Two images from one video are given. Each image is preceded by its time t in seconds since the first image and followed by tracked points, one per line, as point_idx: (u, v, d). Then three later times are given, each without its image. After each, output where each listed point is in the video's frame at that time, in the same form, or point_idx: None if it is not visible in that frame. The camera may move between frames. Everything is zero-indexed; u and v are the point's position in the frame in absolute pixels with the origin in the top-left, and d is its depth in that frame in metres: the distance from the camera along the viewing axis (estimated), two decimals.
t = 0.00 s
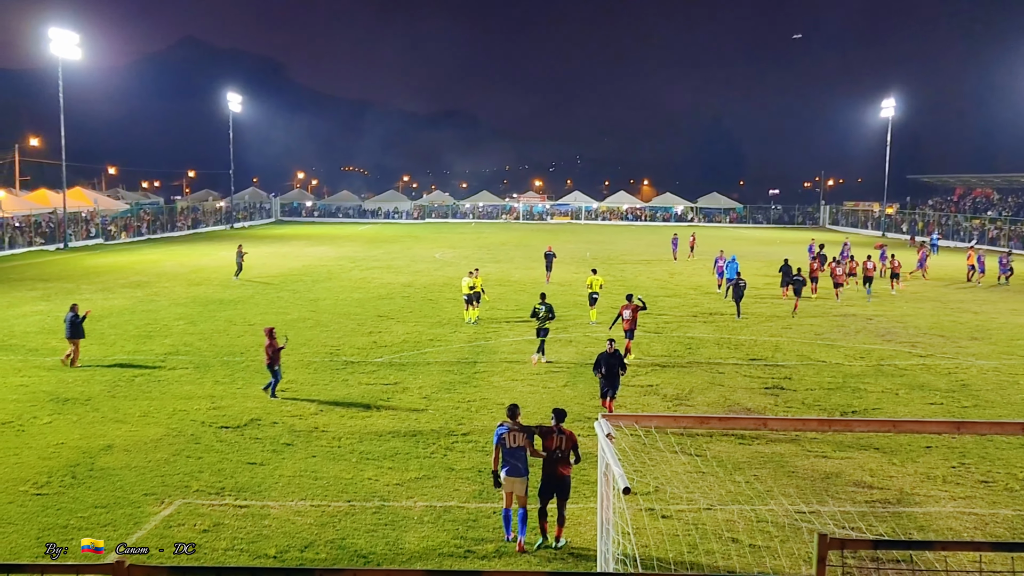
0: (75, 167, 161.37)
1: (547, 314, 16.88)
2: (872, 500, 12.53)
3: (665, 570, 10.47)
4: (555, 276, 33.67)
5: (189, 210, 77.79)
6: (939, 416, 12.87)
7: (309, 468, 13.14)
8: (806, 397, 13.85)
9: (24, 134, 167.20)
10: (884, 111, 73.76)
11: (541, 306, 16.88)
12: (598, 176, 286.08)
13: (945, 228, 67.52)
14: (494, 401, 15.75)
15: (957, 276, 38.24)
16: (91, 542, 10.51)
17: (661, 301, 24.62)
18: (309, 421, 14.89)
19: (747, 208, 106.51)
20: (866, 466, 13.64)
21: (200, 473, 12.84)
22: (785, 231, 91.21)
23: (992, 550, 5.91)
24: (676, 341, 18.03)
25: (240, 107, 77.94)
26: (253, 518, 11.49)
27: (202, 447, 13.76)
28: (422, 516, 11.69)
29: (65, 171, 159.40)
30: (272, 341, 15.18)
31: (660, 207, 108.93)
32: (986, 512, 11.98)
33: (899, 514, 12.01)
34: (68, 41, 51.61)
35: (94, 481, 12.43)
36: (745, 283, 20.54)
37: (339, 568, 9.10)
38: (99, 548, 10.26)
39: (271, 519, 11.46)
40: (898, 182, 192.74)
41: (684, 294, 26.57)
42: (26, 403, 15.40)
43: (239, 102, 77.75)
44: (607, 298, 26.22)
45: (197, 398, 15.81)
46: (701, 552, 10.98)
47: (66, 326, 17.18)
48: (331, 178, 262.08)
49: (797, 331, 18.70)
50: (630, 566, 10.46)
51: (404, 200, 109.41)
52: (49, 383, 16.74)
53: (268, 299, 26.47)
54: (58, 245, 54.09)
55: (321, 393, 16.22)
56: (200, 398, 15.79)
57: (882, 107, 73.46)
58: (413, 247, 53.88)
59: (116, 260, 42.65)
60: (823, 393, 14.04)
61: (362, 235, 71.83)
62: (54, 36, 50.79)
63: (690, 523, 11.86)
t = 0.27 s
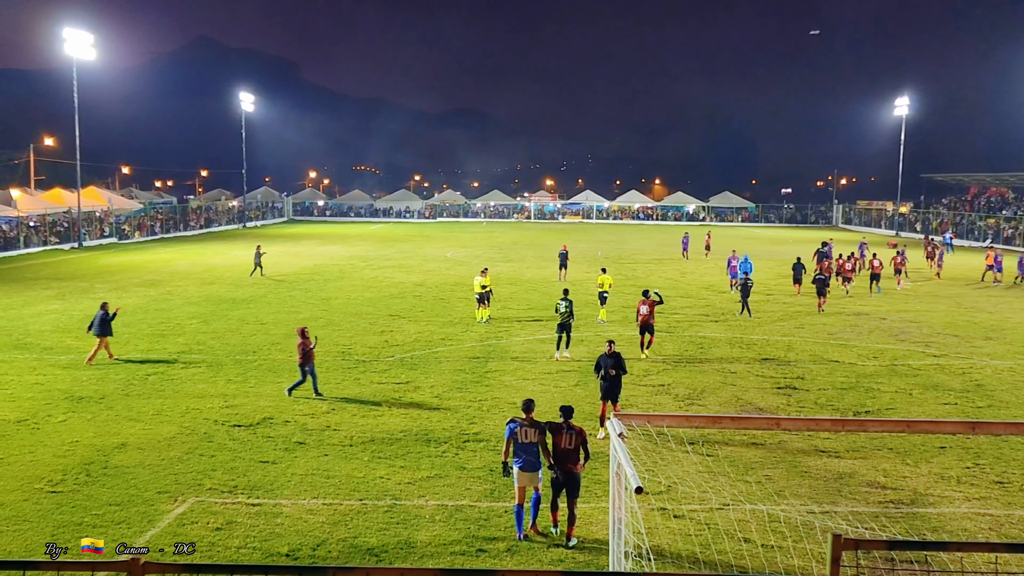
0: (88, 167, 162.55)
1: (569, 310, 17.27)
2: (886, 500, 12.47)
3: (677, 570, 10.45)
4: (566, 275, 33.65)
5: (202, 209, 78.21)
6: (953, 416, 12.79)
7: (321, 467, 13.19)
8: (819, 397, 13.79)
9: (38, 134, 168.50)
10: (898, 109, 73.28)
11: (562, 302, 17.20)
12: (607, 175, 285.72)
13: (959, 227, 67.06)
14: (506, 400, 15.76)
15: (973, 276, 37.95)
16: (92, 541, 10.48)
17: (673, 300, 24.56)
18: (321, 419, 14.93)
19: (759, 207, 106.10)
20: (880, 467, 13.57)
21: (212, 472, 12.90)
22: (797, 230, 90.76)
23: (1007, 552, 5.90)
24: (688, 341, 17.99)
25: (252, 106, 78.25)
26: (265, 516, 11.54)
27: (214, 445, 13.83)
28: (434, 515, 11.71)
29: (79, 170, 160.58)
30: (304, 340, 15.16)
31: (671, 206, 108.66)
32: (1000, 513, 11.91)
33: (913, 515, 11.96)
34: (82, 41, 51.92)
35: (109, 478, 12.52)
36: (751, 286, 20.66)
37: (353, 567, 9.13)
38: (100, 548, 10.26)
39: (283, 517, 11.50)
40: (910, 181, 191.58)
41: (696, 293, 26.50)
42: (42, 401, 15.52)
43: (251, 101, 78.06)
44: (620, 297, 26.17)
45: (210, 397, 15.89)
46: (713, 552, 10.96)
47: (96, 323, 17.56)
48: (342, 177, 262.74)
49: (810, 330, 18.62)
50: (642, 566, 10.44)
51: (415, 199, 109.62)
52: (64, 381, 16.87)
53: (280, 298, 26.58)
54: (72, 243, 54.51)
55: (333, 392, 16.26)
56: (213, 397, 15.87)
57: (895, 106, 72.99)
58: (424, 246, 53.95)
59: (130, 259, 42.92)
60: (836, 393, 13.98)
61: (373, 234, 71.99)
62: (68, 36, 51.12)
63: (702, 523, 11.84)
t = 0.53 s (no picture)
0: (94, 166, 162.94)
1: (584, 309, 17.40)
2: (891, 500, 12.46)
3: (682, 569, 10.46)
4: (571, 274, 33.63)
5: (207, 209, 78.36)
6: (959, 415, 12.76)
7: (326, 466, 13.20)
8: (825, 396, 13.77)
9: (43, 134, 168.89)
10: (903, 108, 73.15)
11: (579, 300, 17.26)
12: (611, 174, 285.52)
13: (965, 226, 66.90)
14: (511, 400, 15.76)
15: (979, 275, 37.89)
16: (93, 540, 10.48)
17: (678, 300, 24.53)
18: (326, 418, 14.95)
19: (764, 206, 105.99)
20: (886, 466, 13.54)
21: (218, 471, 12.92)
22: (802, 229, 90.64)
23: (1011, 552, 5.90)
24: (693, 339, 17.97)
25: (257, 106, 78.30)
26: (271, 515, 11.55)
27: (220, 444, 13.85)
28: (439, 514, 11.73)
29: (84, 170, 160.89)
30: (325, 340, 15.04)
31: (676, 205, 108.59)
32: (1006, 512, 11.89)
33: (918, 515, 11.94)
34: (88, 41, 52.00)
35: (114, 478, 12.55)
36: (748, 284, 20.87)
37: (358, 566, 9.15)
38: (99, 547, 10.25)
39: (288, 516, 11.52)
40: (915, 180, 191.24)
41: (701, 292, 26.46)
42: (48, 400, 15.56)
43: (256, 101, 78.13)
44: (625, 296, 26.17)
45: (215, 396, 15.92)
46: (718, 551, 10.96)
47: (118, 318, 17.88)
48: (347, 176, 262.99)
49: (816, 329, 18.59)
50: (647, 565, 10.44)
51: (420, 198, 109.71)
52: (70, 381, 16.91)
53: (285, 297, 26.62)
54: (78, 243, 54.61)
55: (338, 391, 16.27)
56: (218, 396, 15.89)
57: (901, 104, 72.87)
58: (429, 245, 53.96)
59: (135, 259, 42.97)
60: (841, 392, 13.95)
61: (378, 233, 72.02)
62: (74, 36, 51.21)
63: (707, 522, 11.84)
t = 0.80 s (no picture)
0: (97, 168, 163.28)
1: (596, 303, 17.84)
2: (896, 499, 12.45)
3: (687, 569, 10.46)
4: (575, 274, 33.62)
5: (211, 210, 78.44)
6: (963, 415, 12.74)
7: (331, 466, 13.20)
8: (829, 396, 13.76)
9: (47, 136, 169.29)
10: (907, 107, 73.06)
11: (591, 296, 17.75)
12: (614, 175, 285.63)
13: (970, 225, 66.83)
14: (515, 400, 15.75)
15: (985, 274, 37.82)
16: (92, 542, 10.50)
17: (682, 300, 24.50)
18: (330, 419, 14.94)
19: (768, 206, 105.91)
20: (890, 466, 13.52)
21: (222, 471, 12.92)
22: (805, 229, 90.53)
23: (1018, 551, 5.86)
24: (698, 339, 17.97)
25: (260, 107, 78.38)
26: (275, 515, 11.56)
27: (224, 445, 13.86)
28: (443, 514, 11.73)
29: (88, 172, 161.31)
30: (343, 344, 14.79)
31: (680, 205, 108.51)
32: (1011, 512, 11.87)
33: (922, 514, 11.93)
34: (92, 43, 52.10)
35: (119, 478, 12.55)
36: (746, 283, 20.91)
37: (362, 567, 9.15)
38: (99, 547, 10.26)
39: (293, 516, 11.53)
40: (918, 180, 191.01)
41: (705, 292, 26.43)
42: (53, 401, 15.58)
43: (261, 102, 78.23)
44: (629, 296, 26.17)
45: (219, 396, 15.93)
46: (723, 551, 10.96)
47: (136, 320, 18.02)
48: (350, 177, 263.13)
49: (820, 329, 18.57)
50: (652, 564, 10.43)
51: (424, 199, 109.70)
52: (75, 381, 16.93)
53: (290, 297, 26.64)
54: (83, 244, 54.69)
55: (342, 392, 16.25)
56: (222, 397, 15.89)
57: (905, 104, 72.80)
58: (432, 246, 53.99)
59: (140, 260, 43.03)
60: (846, 392, 13.92)
61: (382, 233, 72.05)
62: (79, 38, 51.32)
63: (711, 522, 11.84)
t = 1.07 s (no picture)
0: (101, 171, 163.76)
1: (605, 304, 18.11)
2: (901, 502, 12.42)
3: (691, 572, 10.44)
4: (578, 277, 33.61)
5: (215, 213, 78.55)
6: (968, 417, 12.73)
7: (334, 470, 13.22)
8: (833, 398, 13.74)
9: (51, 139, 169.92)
10: (910, 108, 72.92)
11: (601, 294, 18.13)
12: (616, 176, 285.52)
13: (973, 227, 66.68)
14: (518, 403, 15.76)
15: (989, 276, 37.74)
16: (93, 541, 10.62)
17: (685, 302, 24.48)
18: (334, 422, 14.95)
19: (771, 207, 105.81)
20: (895, 468, 13.49)
21: (226, 474, 12.95)
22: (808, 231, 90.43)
23: None
24: (701, 342, 17.95)
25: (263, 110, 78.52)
26: (279, 518, 11.57)
27: (228, 448, 13.89)
28: (447, 517, 11.73)
29: (92, 175, 161.87)
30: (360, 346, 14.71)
31: (683, 207, 108.45)
32: (1016, 515, 11.84)
33: (927, 517, 11.91)
34: (96, 47, 52.25)
35: (123, 482, 12.58)
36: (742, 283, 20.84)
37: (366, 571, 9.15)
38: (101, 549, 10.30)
39: (297, 519, 11.54)
40: (922, 181, 190.67)
41: (708, 295, 26.41)
42: (57, 405, 15.61)
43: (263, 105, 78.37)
44: (632, 299, 26.16)
45: (223, 400, 15.94)
46: (727, 554, 10.94)
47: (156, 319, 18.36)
48: (353, 179, 263.26)
49: (824, 331, 18.53)
50: (656, 568, 10.42)
51: (426, 201, 109.69)
52: (79, 385, 16.97)
53: (293, 301, 26.68)
54: (86, 247, 54.83)
55: (346, 395, 16.25)
56: (226, 400, 15.91)
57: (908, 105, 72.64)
58: (436, 248, 54.04)
59: (143, 263, 43.13)
60: (850, 394, 13.90)
61: (385, 236, 72.10)
62: (82, 42, 51.49)
63: (716, 525, 11.83)
